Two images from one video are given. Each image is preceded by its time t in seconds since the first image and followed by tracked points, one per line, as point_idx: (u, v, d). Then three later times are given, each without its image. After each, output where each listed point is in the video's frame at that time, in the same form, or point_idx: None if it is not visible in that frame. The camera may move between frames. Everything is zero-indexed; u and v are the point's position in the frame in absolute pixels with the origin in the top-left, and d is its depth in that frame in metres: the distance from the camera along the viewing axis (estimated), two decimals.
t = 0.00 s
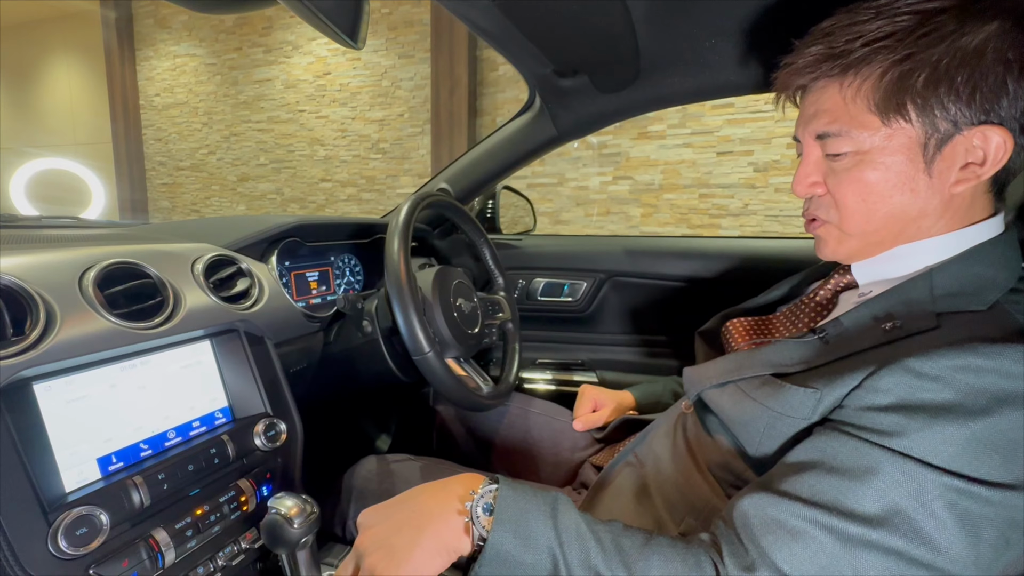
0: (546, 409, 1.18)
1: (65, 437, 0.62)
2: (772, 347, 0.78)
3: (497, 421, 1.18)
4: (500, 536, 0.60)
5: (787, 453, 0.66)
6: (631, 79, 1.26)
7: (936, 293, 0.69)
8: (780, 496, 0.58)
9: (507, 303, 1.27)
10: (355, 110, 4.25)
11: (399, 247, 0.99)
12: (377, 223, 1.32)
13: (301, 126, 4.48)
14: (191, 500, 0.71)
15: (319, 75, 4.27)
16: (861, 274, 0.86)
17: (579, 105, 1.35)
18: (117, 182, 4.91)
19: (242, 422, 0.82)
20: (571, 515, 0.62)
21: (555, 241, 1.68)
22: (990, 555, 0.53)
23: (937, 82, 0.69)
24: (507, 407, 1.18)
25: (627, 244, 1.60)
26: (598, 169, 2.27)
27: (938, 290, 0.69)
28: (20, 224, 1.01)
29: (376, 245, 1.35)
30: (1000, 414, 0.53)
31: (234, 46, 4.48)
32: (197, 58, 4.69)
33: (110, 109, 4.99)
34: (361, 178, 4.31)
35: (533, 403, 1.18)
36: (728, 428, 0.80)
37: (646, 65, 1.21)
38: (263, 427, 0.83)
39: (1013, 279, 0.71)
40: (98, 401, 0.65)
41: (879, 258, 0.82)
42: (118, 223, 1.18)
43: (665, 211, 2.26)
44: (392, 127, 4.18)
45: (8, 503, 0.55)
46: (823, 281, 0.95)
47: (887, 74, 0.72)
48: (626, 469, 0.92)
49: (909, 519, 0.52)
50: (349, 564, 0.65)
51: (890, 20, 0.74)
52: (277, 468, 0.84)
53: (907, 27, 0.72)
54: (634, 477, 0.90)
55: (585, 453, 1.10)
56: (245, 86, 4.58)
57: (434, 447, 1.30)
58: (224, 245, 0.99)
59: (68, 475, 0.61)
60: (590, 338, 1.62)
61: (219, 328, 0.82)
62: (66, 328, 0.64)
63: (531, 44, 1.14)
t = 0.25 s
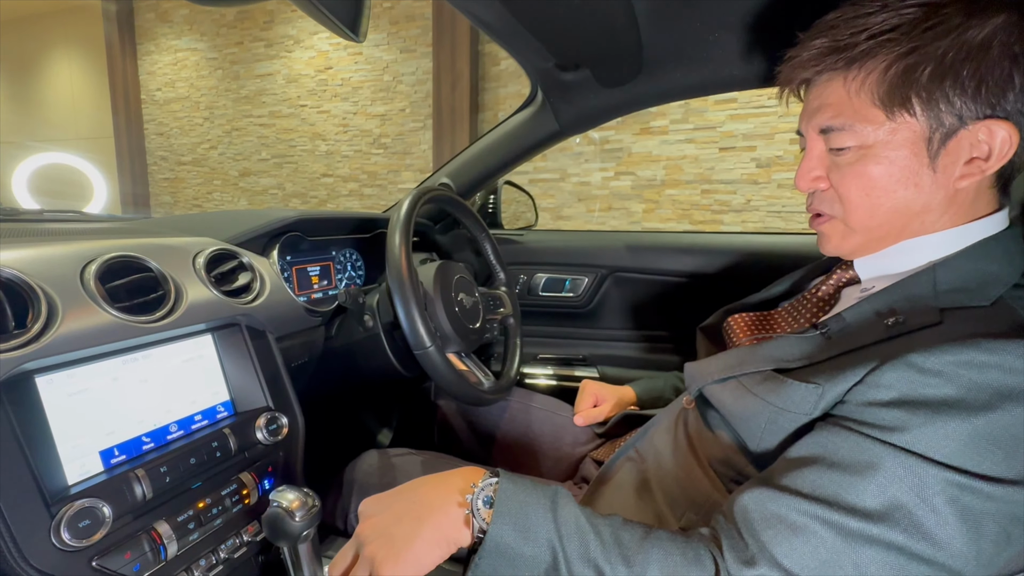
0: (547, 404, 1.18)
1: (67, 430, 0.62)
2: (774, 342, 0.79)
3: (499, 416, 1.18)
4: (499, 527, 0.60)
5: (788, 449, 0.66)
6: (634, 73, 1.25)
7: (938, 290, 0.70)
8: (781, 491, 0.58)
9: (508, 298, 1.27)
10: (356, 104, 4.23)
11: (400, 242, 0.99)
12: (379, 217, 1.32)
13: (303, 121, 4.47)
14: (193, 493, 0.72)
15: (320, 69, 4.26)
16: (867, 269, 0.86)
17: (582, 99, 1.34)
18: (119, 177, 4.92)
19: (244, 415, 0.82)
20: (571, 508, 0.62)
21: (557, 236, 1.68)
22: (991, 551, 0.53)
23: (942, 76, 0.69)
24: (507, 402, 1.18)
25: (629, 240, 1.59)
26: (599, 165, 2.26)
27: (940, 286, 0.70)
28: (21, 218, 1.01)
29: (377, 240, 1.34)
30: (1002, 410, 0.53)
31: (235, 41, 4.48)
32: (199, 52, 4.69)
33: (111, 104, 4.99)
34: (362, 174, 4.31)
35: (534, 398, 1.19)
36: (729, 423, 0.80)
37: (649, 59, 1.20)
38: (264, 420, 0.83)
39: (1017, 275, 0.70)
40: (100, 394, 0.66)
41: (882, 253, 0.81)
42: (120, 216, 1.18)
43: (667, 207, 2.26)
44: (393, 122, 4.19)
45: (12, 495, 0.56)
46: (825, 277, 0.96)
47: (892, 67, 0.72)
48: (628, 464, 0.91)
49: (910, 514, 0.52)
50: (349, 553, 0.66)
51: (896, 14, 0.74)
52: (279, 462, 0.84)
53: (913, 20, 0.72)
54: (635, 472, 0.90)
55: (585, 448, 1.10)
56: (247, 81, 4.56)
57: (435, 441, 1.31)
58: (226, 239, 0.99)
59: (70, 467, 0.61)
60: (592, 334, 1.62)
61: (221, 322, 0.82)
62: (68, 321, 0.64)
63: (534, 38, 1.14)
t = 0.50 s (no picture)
0: (550, 395, 1.17)
1: (69, 417, 0.62)
2: (778, 336, 0.77)
3: (501, 407, 1.18)
4: (499, 521, 0.59)
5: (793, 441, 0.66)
6: (639, 62, 1.23)
7: (945, 282, 0.69)
8: (786, 484, 0.58)
9: (512, 289, 1.26)
10: (359, 94, 4.21)
11: (402, 233, 0.98)
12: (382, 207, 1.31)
13: (305, 110, 4.45)
14: (196, 481, 0.72)
15: (322, 58, 4.21)
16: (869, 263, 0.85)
17: (587, 88, 1.32)
18: (122, 166, 4.91)
19: (246, 404, 0.82)
20: (572, 500, 0.61)
21: (561, 227, 1.67)
22: (997, 545, 0.52)
23: (945, 66, 0.67)
24: (510, 393, 1.18)
25: (633, 231, 1.58)
26: (603, 155, 2.25)
27: (947, 278, 0.69)
28: (22, 205, 1.00)
29: (380, 230, 1.34)
30: (1010, 403, 0.53)
31: (236, 29, 4.45)
32: (200, 39, 4.66)
33: (113, 92, 4.97)
34: (365, 164, 4.29)
35: (537, 389, 1.18)
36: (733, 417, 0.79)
37: (655, 47, 1.18)
38: (267, 409, 0.82)
39: None
40: (102, 382, 0.65)
41: (883, 246, 0.80)
42: (122, 205, 1.18)
43: (670, 198, 2.24)
44: (396, 112, 4.14)
45: (14, 482, 0.56)
46: (830, 269, 0.94)
47: (895, 56, 0.70)
48: (631, 456, 0.93)
49: (916, 508, 0.51)
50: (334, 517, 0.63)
51: None
52: (282, 451, 0.85)
53: (920, 7, 0.70)
54: (637, 464, 0.91)
55: (587, 440, 1.10)
56: (248, 69, 4.52)
57: (438, 431, 1.31)
58: (227, 228, 0.98)
59: (73, 455, 0.61)
60: (595, 326, 1.61)
61: (222, 311, 0.82)
62: (69, 309, 0.63)
63: (540, 26, 1.12)
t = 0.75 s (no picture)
0: (552, 386, 1.17)
1: (75, 405, 0.62)
2: (776, 333, 0.77)
3: (503, 398, 1.18)
4: (497, 510, 0.58)
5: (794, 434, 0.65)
6: (645, 53, 1.22)
7: (943, 276, 0.67)
8: (785, 476, 0.58)
9: (514, 280, 1.26)
10: (362, 84, 4.18)
11: (405, 222, 0.98)
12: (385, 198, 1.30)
13: (308, 100, 4.43)
14: (201, 469, 0.72)
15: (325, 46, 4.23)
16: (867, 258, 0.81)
17: (592, 78, 1.31)
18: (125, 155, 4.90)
19: (250, 393, 0.82)
20: (570, 492, 0.61)
21: (564, 219, 1.66)
22: (996, 538, 0.52)
23: (902, 72, 0.66)
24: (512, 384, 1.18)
25: (638, 224, 1.57)
26: (608, 147, 2.25)
27: (945, 272, 0.67)
28: (28, 193, 1.01)
29: (383, 221, 1.34)
30: (1009, 396, 0.52)
31: (240, 17, 4.48)
32: (204, 28, 4.66)
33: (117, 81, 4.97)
34: (368, 154, 4.28)
35: (539, 379, 1.18)
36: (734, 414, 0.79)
37: (661, 37, 1.17)
38: (270, 398, 0.83)
39: None
40: (107, 370, 0.66)
41: (877, 242, 0.78)
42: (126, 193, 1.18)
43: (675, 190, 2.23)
44: (399, 102, 4.09)
45: (21, 468, 0.57)
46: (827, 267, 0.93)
47: (851, 70, 0.69)
48: (631, 448, 0.92)
49: (914, 499, 0.51)
50: (338, 492, 0.64)
51: (851, 16, 0.71)
52: (286, 439, 0.85)
53: (868, 20, 0.69)
54: (637, 456, 0.90)
55: (590, 431, 1.11)
56: (252, 58, 4.54)
57: (440, 422, 1.32)
58: (230, 217, 0.98)
59: (79, 442, 0.62)
60: (598, 318, 1.61)
61: (226, 300, 0.82)
62: (74, 298, 0.64)
63: (546, 15, 1.10)
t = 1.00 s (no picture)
0: (554, 375, 1.18)
1: (84, 390, 0.63)
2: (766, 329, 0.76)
3: (505, 388, 1.18)
4: (496, 500, 0.59)
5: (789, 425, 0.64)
6: (652, 41, 1.21)
7: (923, 268, 0.66)
8: (778, 464, 0.57)
9: (518, 270, 1.26)
10: (366, 70, 4.16)
11: (410, 210, 0.98)
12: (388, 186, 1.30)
13: (312, 86, 4.41)
14: (207, 454, 0.73)
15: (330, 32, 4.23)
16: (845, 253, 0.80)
17: (599, 66, 1.29)
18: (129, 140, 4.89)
19: (255, 379, 0.83)
20: (569, 482, 0.61)
21: (568, 209, 1.65)
22: (983, 521, 0.52)
23: (848, 76, 0.65)
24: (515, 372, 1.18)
25: (642, 214, 1.56)
26: (613, 136, 2.24)
27: (925, 263, 0.66)
28: (34, 179, 1.01)
29: (387, 209, 1.33)
30: (987, 381, 0.53)
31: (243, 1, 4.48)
32: (207, 12, 4.69)
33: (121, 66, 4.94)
34: (372, 141, 4.26)
35: (542, 369, 1.18)
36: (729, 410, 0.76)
37: (669, 25, 1.15)
38: (275, 385, 0.84)
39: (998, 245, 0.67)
40: (115, 356, 0.67)
41: (854, 237, 0.76)
42: (133, 179, 1.18)
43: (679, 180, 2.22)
44: (403, 88, 4.07)
45: (32, 450, 0.57)
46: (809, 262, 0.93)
47: (801, 79, 0.69)
48: (630, 441, 0.93)
49: (904, 484, 0.51)
50: (341, 476, 0.65)
51: (797, 26, 0.71)
52: (290, 425, 0.86)
53: (812, 30, 0.69)
54: (635, 448, 0.91)
55: (591, 421, 1.12)
56: (256, 43, 4.52)
57: (444, 409, 1.30)
58: (235, 204, 0.98)
59: (88, 426, 0.63)
60: (600, 308, 1.61)
61: (232, 288, 0.83)
62: (82, 284, 0.64)
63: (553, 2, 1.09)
